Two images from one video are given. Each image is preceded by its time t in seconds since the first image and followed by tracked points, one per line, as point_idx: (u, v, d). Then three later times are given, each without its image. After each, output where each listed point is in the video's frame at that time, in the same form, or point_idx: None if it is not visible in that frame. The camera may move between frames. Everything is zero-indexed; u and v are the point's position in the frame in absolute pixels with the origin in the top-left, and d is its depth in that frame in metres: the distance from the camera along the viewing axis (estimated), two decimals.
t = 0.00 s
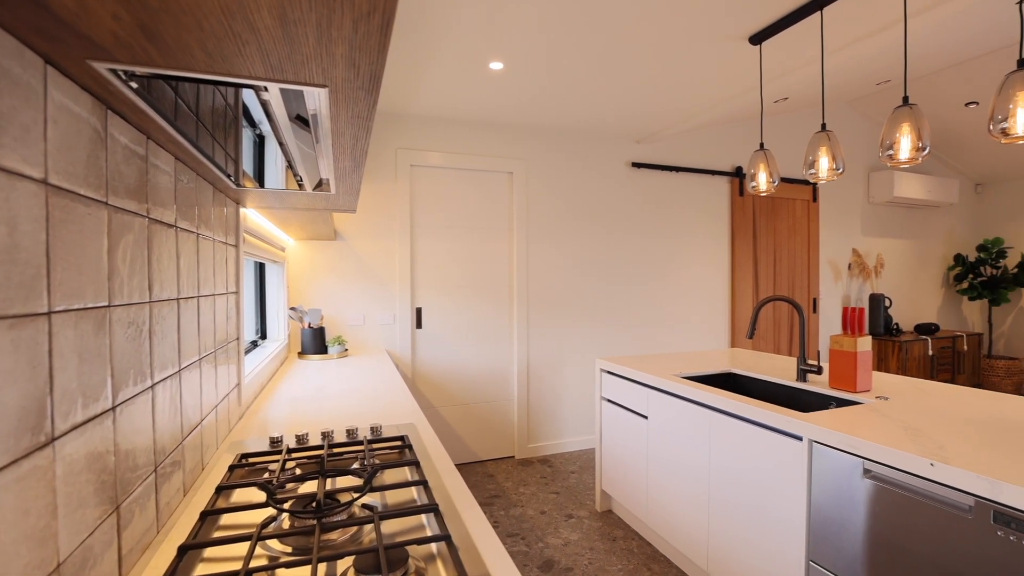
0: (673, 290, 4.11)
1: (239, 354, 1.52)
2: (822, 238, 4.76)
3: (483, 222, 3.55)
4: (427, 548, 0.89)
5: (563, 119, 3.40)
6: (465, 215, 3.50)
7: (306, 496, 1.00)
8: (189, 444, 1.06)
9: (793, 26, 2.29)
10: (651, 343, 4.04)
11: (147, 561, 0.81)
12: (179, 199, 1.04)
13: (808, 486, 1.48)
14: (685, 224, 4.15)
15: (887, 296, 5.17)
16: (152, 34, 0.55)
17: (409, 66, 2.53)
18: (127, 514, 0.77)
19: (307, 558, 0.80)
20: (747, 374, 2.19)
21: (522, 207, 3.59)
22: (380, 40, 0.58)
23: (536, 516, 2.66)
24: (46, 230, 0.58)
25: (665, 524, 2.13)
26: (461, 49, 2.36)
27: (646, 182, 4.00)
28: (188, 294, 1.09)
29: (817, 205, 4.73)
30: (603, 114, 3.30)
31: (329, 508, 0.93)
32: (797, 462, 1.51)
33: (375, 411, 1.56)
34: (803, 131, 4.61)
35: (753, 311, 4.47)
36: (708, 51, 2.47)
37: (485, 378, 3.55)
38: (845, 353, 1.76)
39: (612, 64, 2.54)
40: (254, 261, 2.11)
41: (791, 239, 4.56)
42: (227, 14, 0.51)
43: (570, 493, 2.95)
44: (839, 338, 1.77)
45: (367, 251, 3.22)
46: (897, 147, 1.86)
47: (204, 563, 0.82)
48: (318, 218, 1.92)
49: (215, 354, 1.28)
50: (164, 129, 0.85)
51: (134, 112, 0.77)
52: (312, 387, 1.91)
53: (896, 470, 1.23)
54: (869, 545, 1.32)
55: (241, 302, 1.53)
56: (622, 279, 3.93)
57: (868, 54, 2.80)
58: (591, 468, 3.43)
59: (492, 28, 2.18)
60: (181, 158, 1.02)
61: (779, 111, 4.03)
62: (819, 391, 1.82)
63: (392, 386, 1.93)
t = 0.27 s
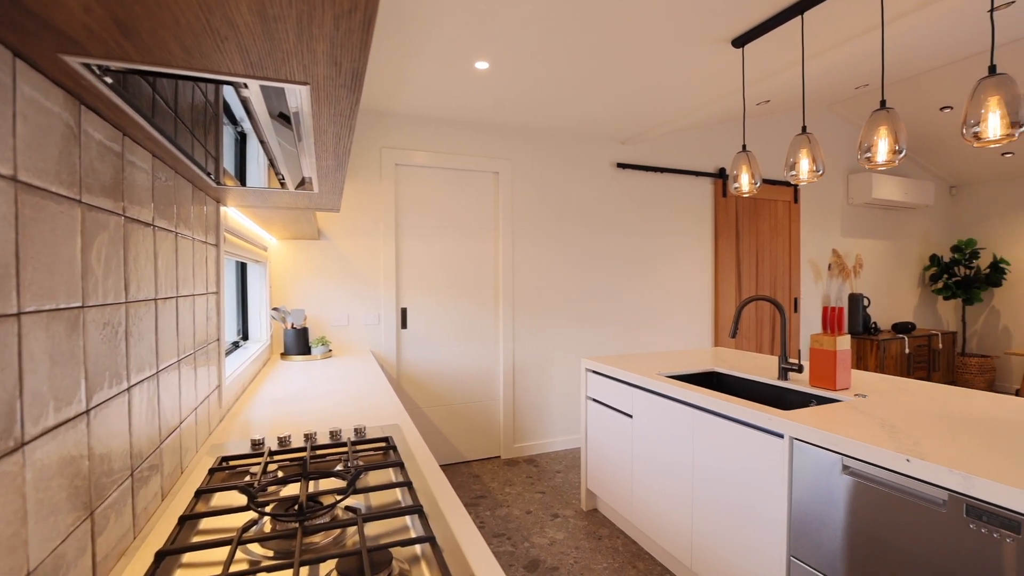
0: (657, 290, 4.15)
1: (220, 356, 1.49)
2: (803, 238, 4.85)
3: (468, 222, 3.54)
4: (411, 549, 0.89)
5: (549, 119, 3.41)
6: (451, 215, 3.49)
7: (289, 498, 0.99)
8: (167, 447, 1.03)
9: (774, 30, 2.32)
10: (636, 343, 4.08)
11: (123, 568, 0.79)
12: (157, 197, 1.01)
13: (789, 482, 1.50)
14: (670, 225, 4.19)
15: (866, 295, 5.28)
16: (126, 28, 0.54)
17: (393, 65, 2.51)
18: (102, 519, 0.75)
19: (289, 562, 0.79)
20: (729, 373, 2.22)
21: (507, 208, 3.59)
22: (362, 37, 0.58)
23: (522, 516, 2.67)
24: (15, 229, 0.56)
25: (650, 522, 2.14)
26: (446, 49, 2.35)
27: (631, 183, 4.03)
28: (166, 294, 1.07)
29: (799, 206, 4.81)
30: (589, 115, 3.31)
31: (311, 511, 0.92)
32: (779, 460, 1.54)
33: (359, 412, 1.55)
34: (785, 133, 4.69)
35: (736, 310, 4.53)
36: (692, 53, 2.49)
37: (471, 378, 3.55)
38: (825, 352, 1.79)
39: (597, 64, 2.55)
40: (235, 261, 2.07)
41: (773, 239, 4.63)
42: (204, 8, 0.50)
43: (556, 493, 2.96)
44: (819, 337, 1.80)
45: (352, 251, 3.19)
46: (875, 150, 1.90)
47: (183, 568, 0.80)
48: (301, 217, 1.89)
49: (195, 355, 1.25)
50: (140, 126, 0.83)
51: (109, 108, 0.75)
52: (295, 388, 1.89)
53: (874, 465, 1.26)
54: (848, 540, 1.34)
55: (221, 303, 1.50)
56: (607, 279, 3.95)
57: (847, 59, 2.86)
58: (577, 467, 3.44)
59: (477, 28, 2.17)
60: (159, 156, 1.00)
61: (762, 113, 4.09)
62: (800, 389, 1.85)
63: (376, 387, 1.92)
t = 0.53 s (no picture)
0: (643, 290, 4.18)
1: (201, 357, 1.47)
2: (786, 239, 4.92)
3: (455, 222, 3.53)
4: (396, 551, 0.88)
5: (536, 119, 3.42)
6: (437, 215, 3.48)
7: (272, 501, 0.98)
8: (146, 451, 1.01)
9: (758, 33, 2.35)
10: (622, 342, 4.10)
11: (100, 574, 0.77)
12: (135, 195, 0.99)
13: (772, 479, 1.52)
14: (656, 225, 4.22)
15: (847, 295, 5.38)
16: (101, 22, 0.53)
17: (378, 64, 2.50)
18: (78, 525, 0.73)
19: (272, 565, 0.78)
20: (714, 371, 2.24)
21: (494, 207, 3.59)
22: (345, 35, 0.57)
23: (509, 516, 2.67)
24: None
25: (636, 521, 2.16)
26: (432, 48, 2.34)
27: (617, 183, 4.05)
28: (145, 294, 1.05)
29: (782, 207, 4.88)
30: (575, 115, 3.32)
31: (295, 514, 0.91)
32: (762, 457, 1.56)
33: (344, 413, 1.53)
34: (768, 135, 4.76)
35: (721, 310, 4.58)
36: (677, 55, 2.51)
37: (458, 378, 3.54)
38: (808, 351, 1.82)
39: (583, 65, 2.56)
40: (217, 261, 2.04)
41: (757, 240, 4.70)
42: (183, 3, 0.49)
43: (543, 492, 2.96)
44: (801, 336, 1.83)
45: (337, 250, 3.17)
46: (855, 152, 1.93)
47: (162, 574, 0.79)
48: (285, 216, 1.87)
49: (176, 356, 1.23)
50: (118, 122, 0.82)
51: (86, 104, 0.74)
52: (278, 390, 1.86)
53: (854, 462, 1.28)
54: (829, 535, 1.37)
55: (203, 303, 1.48)
56: (594, 279, 3.97)
57: (828, 62, 2.91)
58: (564, 466, 3.45)
59: (463, 27, 2.17)
60: (138, 153, 0.98)
61: (746, 115, 4.14)
62: (782, 387, 1.88)
63: (361, 388, 1.91)
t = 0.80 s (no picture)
0: (629, 290, 4.21)
1: (182, 358, 1.44)
2: (769, 239, 4.99)
3: (441, 222, 3.52)
4: (381, 553, 0.87)
5: (523, 119, 3.42)
6: (423, 214, 3.46)
7: (254, 505, 0.96)
8: (124, 455, 0.99)
9: (742, 36, 2.38)
10: (609, 342, 4.13)
11: None
12: (112, 193, 0.97)
13: (755, 477, 1.54)
14: (641, 225, 4.26)
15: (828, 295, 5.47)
16: (73, 15, 0.51)
17: (363, 62, 2.48)
18: (52, 532, 0.71)
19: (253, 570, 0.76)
20: (698, 370, 2.26)
21: (481, 207, 3.58)
22: (328, 32, 0.56)
23: (496, 516, 2.66)
24: None
25: (622, 519, 2.17)
26: (419, 47, 2.33)
27: (603, 184, 4.07)
28: (123, 295, 1.03)
29: (765, 208, 4.95)
30: (562, 115, 3.33)
31: (278, 517, 0.89)
32: (745, 455, 1.58)
33: (328, 415, 1.52)
34: (752, 137, 4.83)
35: (705, 309, 4.63)
36: (662, 57, 2.53)
37: (444, 379, 3.52)
38: (790, 350, 1.84)
39: (570, 66, 2.57)
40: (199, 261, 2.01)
41: (740, 240, 4.76)
42: None
43: (530, 492, 2.96)
44: (783, 336, 1.85)
45: (322, 250, 3.13)
46: (836, 154, 1.96)
47: None
48: (269, 216, 1.85)
49: (155, 358, 1.21)
50: (93, 118, 0.80)
51: (59, 100, 0.71)
52: (261, 391, 1.84)
53: (835, 459, 1.31)
54: (811, 531, 1.39)
55: (184, 303, 1.45)
56: (580, 279, 3.99)
57: (809, 66, 2.96)
58: (550, 466, 3.46)
59: (449, 26, 2.16)
60: (116, 151, 0.96)
61: (730, 117, 4.19)
62: (766, 386, 1.90)
63: (345, 389, 1.89)
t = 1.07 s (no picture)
0: (616, 289, 4.24)
1: (162, 360, 1.41)
2: (753, 240, 5.06)
3: (428, 221, 3.50)
4: (366, 556, 0.86)
5: (510, 119, 3.42)
6: (409, 214, 3.44)
7: (236, 508, 0.95)
8: (102, 458, 0.97)
9: (726, 39, 2.41)
10: (595, 341, 4.15)
11: None
12: (89, 191, 0.95)
13: (739, 475, 1.56)
14: (628, 226, 4.28)
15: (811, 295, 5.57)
16: (45, 8, 0.50)
17: (348, 60, 2.45)
18: (25, 539, 0.69)
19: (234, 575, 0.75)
20: (684, 370, 2.28)
21: (467, 207, 3.58)
22: (310, 29, 0.56)
23: (483, 517, 2.66)
24: None
25: (608, 518, 2.18)
26: (404, 46, 2.31)
27: (590, 184, 4.09)
28: (100, 295, 1.00)
29: (749, 209, 5.01)
30: (549, 116, 3.34)
31: (261, 520, 0.88)
32: (729, 453, 1.60)
33: (312, 416, 1.50)
34: (736, 139, 4.89)
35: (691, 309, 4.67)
36: (648, 58, 2.55)
37: (431, 379, 3.51)
38: (773, 349, 1.87)
39: (556, 66, 2.57)
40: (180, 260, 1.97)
41: (725, 241, 4.82)
42: None
43: (517, 492, 2.97)
44: (767, 335, 1.88)
45: (307, 250, 3.10)
46: (818, 156, 1.99)
47: None
48: (253, 215, 1.83)
49: (134, 360, 1.18)
50: (69, 114, 0.78)
51: (31, 95, 0.69)
52: (244, 393, 1.81)
53: (816, 456, 1.33)
54: (793, 527, 1.41)
55: (163, 304, 1.43)
56: (567, 279, 4.00)
57: (792, 70, 3.00)
58: (537, 466, 3.47)
59: (435, 25, 2.15)
60: (92, 148, 0.94)
61: (715, 119, 4.23)
62: (749, 385, 1.93)
63: (329, 390, 1.87)
